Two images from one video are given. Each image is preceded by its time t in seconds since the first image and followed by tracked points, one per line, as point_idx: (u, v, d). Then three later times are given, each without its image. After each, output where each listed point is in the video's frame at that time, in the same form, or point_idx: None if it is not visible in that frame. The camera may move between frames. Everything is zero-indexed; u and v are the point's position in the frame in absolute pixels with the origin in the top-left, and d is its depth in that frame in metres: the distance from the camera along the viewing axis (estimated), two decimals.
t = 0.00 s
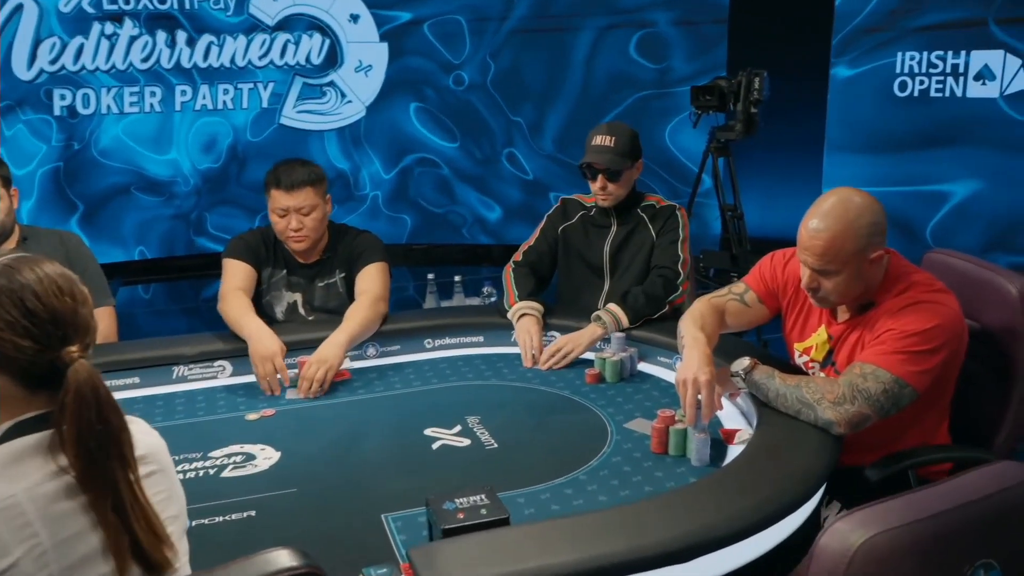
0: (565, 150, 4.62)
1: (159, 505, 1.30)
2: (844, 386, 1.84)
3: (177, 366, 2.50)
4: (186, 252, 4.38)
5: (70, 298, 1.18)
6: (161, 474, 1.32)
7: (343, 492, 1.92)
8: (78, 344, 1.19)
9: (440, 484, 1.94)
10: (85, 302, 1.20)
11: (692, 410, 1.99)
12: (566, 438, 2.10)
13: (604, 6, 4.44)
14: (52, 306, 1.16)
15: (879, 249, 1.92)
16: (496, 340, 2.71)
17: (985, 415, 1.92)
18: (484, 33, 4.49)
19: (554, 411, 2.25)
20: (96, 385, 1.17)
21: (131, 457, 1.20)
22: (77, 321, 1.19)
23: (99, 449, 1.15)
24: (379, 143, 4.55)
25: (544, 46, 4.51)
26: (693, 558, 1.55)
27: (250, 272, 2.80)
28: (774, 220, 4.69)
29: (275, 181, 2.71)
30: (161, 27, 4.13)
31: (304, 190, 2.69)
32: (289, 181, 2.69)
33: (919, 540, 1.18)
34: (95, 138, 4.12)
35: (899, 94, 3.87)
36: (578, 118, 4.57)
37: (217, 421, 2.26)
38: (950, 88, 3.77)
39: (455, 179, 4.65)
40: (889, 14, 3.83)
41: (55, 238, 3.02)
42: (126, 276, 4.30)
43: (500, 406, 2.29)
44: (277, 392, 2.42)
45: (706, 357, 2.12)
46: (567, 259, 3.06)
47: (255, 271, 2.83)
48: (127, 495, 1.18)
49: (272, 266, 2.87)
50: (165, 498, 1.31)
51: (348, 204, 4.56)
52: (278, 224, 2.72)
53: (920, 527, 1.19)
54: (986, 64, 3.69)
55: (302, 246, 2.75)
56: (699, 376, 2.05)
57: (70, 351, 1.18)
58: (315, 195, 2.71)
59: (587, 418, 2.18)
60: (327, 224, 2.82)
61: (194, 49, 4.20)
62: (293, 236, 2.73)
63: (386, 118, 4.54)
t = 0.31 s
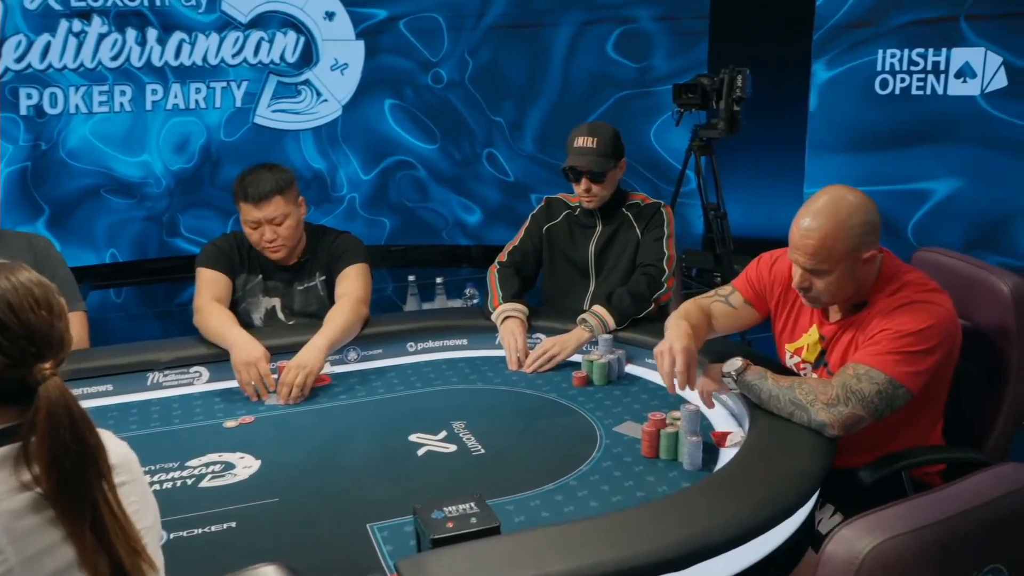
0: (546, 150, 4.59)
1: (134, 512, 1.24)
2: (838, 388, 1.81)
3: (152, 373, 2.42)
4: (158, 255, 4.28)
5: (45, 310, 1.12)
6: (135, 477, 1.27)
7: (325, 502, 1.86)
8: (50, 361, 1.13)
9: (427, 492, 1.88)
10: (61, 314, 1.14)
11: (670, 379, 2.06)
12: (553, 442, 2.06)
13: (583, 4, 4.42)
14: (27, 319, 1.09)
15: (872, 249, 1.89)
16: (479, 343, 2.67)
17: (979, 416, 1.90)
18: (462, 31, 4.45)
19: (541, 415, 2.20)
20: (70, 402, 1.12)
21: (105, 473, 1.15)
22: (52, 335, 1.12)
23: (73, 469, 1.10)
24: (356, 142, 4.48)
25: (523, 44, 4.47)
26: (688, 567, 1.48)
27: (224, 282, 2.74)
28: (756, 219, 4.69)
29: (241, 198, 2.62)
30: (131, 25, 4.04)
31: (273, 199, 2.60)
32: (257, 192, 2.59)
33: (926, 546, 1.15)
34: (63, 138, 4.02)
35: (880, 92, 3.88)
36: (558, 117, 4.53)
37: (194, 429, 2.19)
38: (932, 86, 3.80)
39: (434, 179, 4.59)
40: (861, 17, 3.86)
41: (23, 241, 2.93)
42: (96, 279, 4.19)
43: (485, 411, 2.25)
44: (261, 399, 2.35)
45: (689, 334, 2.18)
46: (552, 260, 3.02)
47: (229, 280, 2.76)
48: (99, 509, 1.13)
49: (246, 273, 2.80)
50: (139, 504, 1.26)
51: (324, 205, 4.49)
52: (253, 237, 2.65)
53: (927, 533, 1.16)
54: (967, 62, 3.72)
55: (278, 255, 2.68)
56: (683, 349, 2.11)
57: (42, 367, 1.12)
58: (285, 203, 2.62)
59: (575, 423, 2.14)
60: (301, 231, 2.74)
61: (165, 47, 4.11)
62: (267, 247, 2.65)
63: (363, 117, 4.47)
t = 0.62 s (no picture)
0: (526, 148, 4.55)
1: (76, 520, 0.99)
2: (832, 387, 1.79)
3: (126, 379, 2.35)
4: (129, 256, 4.18)
5: None
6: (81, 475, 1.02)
7: (309, 510, 1.80)
8: None
9: (414, 498, 1.83)
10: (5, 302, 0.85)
11: (659, 399, 2.04)
12: (542, 446, 2.02)
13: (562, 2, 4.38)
14: None
15: (863, 242, 1.87)
16: (463, 345, 2.63)
17: (973, 414, 1.89)
18: (439, 27, 4.40)
19: (529, 418, 2.16)
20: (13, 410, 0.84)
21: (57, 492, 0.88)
22: None
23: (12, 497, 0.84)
24: (333, 141, 4.42)
25: (501, 41, 4.42)
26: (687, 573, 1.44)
27: (200, 283, 2.66)
28: (736, 217, 4.69)
29: (213, 195, 2.55)
30: (99, 21, 3.94)
31: (246, 196, 2.52)
32: (228, 189, 2.52)
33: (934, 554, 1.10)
34: (29, 137, 3.89)
35: (862, 88, 4.01)
36: (537, 115, 4.50)
37: (170, 437, 2.11)
38: (913, 82, 3.88)
39: (412, 179, 4.55)
40: (838, 15, 4.02)
41: None
42: (64, 282, 4.08)
43: (471, 414, 2.20)
44: (246, 402, 2.30)
45: (682, 352, 2.12)
46: (536, 259, 2.98)
47: (205, 283, 2.69)
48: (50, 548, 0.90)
49: (222, 275, 2.73)
50: (85, 510, 1.01)
51: (300, 206, 4.42)
52: (227, 235, 2.57)
53: (936, 539, 1.12)
54: (948, 58, 3.78)
55: (254, 253, 2.61)
56: (673, 368, 2.07)
57: None
58: (259, 199, 2.55)
59: (562, 427, 2.09)
60: (277, 228, 2.67)
61: (135, 44, 4.01)
62: (242, 244, 2.58)
63: (339, 115, 4.40)
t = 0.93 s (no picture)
0: (506, 147, 4.51)
1: None
2: (826, 386, 1.77)
3: (101, 385, 2.27)
4: (100, 258, 4.09)
5: None
6: None
7: (293, 520, 1.74)
8: None
9: (401, 505, 1.78)
10: None
11: (652, 407, 2.01)
12: (532, 450, 1.98)
13: None
14: None
15: (852, 236, 1.85)
16: (448, 347, 2.58)
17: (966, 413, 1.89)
18: (416, 23, 4.34)
19: (517, 421, 2.13)
20: None
21: None
22: None
23: None
24: (309, 139, 4.35)
25: (480, 37, 4.38)
26: None
27: (179, 285, 2.58)
28: (717, 214, 4.69)
29: (189, 193, 2.47)
30: (67, 16, 3.83)
31: (224, 195, 2.45)
32: (206, 188, 2.44)
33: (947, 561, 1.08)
34: None
35: (844, 85, 4.05)
36: (517, 114, 4.46)
37: (148, 445, 2.05)
38: (894, 79, 3.94)
39: (391, 177, 4.49)
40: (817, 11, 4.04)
41: None
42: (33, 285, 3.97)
43: (458, 418, 2.15)
44: (221, 411, 2.21)
45: (672, 356, 2.11)
46: (521, 257, 2.95)
47: (183, 286, 2.62)
48: None
49: (201, 277, 2.66)
50: None
51: (276, 206, 4.35)
52: (204, 235, 2.50)
53: (947, 544, 1.09)
54: (929, 55, 3.84)
55: (233, 253, 2.54)
56: (662, 373, 2.05)
57: None
58: (237, 199, 2.48)
59: (552, 430, 2.06)
60: (257, 227, 2.60)
61: (104, 40, 3.91)
62: (220, 245, 2.51)
63: (315, 112, 4.34)
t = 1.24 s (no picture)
0: (491, 147, 4.49)
1: None
2: (823, 387, 1.76)
3: (85, 390, 2.23)
4: (80, 260, 4.02)
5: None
6: None
7: (284, 527, 1.70)
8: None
9: (395, 511, 1.75)
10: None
11: (645, 409, 2.00)
12: (526, 453, 1.95)
13: None
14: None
15: (847, 235, 1.84)
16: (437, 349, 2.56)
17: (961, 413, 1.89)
18: (399, 22, 4.31)
19: (510, 424, 2.10)
20: None
21: None
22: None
23: None
24: (293, 139, 4.31)
25: (463, 36, 4.35)
26: None
27: (165, 288, 2.55)
28: (702, 213, 4.69)
29: (174, 194, 2.43)
30: (44, 14, 3.75)
31: (211, 196, 2.41)
32: (192, 189, 2.40)
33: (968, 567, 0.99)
34: None
35: (827, 84, 4.07)
36: (502, 114, 4.44)
37: (133, 451, 2.01)
38: (878, 78, 3.95)
39: (375, 177, 4.46)
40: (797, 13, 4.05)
41: None
42: (11, 288, 3.90)
43: (450, 421, 2.13)
44: (208, 416, 2.17)
45: (666, 356, 2.10)
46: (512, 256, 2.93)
47: (168, 289, 2.58)
48: None
49: (186, 279, 2.62)
50: None
51: (259, 206, 4.30)
52: (190, 237, 2.46)
53: (967, 547, 1.01)
54: (913, 54, 3.86)
55: (220, 255, 2.50)
56: (655, 373, 2.04)
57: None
58: (224, 200, 2.44)
59: (546, 433, 2.04)
60: (244, 228, 2.56)
61: (83, 39, 3.84)
62: (207, 247, 2.47)
63: (298, 112, 4.30)
